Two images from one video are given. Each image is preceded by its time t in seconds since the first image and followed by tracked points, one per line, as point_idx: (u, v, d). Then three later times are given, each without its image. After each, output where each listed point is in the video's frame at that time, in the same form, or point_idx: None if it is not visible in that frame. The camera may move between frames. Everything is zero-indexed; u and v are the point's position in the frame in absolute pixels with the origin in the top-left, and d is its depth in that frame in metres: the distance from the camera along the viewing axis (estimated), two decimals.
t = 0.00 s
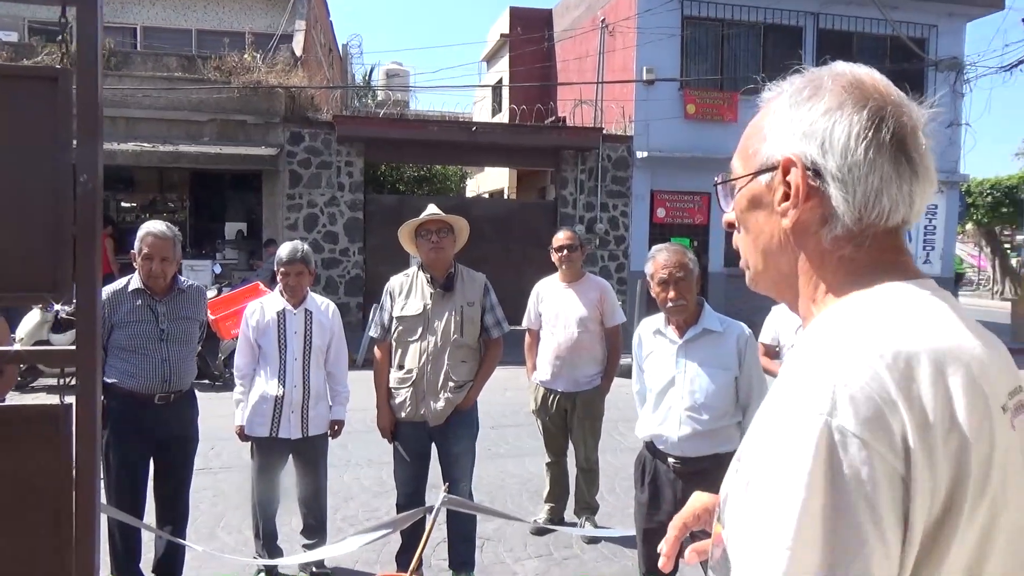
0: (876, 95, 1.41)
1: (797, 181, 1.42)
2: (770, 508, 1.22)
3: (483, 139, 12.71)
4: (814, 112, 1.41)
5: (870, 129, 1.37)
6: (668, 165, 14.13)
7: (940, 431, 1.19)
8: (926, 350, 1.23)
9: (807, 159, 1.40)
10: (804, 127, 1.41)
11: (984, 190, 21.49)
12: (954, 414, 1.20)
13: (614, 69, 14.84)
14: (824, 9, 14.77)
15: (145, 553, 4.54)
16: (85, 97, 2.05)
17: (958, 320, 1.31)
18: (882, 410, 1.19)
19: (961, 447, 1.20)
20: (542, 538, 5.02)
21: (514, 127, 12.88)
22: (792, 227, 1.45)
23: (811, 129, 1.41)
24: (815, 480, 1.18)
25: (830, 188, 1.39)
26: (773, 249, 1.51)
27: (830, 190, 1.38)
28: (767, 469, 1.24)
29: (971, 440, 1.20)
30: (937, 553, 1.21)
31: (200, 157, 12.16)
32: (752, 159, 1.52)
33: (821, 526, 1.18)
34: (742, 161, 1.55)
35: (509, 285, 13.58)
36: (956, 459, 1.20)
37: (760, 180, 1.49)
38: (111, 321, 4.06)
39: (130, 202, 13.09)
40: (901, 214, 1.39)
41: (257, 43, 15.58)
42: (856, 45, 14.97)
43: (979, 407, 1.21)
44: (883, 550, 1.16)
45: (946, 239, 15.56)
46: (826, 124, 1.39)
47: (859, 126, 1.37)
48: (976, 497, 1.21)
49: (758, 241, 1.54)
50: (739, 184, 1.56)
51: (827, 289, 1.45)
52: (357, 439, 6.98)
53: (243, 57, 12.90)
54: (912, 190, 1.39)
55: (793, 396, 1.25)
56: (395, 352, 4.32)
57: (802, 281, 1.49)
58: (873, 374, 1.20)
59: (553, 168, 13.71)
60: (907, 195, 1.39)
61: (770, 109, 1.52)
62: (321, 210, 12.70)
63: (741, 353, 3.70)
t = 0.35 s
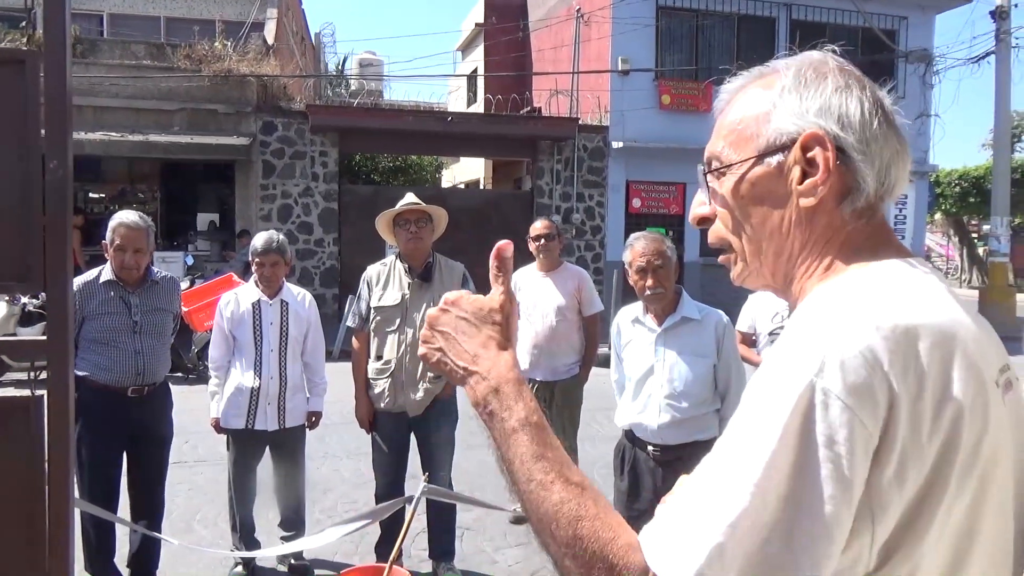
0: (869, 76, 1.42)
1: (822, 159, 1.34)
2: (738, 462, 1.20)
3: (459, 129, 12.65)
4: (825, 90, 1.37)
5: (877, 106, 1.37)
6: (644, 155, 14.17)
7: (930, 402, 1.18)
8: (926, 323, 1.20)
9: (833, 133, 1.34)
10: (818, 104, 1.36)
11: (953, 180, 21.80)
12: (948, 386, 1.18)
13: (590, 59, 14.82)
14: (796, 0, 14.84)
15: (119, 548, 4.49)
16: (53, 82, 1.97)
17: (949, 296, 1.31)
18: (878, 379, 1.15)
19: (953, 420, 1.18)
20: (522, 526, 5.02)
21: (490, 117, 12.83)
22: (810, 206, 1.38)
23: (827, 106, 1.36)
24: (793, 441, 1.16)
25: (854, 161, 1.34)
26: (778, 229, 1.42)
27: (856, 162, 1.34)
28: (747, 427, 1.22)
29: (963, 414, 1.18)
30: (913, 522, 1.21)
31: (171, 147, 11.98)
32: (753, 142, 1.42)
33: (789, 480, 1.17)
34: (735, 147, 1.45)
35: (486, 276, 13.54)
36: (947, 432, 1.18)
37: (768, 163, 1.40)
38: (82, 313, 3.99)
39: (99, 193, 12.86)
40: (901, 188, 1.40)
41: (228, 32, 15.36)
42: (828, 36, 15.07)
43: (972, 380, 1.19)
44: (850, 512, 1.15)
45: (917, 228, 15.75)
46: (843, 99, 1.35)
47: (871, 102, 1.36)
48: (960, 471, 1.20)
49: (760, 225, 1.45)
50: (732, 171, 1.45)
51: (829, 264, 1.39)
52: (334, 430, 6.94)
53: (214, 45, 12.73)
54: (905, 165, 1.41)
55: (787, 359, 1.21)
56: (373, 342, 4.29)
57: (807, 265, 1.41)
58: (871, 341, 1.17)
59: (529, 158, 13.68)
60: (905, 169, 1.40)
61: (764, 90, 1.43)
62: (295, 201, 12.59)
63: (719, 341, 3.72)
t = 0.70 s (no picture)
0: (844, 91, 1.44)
1: (803, 171, 1.36)
2: (705, 461, 1.21)
3: (454, 126, 12.64)
4: (807, 105, 1.38)
5: (854, 122, 1.39)
6: (639, 154, 14.17)
7: (898, 411, 1.19)
8: (897, 333, 1.20)
9: (816, 146, 1.36)
10: (801, 119, 1.38)
11: (946, 179, 21.88)
12: (917, 393, 1.19)
13: (585, 58, 14.81)
14: None
15: (112, 547, 4.48)
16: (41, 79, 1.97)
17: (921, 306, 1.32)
18: (848, 388, 1.16)
19: (923, 428, 1.19)
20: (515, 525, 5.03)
21: (485, 115, 12.83)
22: (790, 217, 1.40)
23: (810, 120, 1.37)
24: (762, 445, 1.18)
25: (834, 175, 1.36)
26: (759, 238, 1.43)
27: (835, 177, 1.36)
28: (717, 429, 1.23)
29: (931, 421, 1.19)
30: (880, 528, 1.22)
31: (165, 144, 11.94)
32: (736, 150, 1.42)
33: (758, 484, 1.18)
34: (719, 154, 1.45)
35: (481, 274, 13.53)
36: (915, 440, 1.19)
37: (751, 172, 1.40)
38: (74, 313, 3.98)
39: (93, 189, 12.77)
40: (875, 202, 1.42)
41: (222, 28, 15.31)
42: (823, 35, 15.09)
43: (942, 388, 1.20)
44: (814, 514, 1.16)
45: (911, 227, 15.81)
46: (824, 115, 1.37)
47: (848, 119, 1.38)
48: (929, 476, 1.21)
49: (741, 233, 1.46)
50: (716, 177, 1.46)
51: (804, 272, 1.41)
52: (327, 429, 6.94)
53: (208, 41, 12.68)
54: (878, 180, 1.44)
55: (759, 366, 1.23)
56: (366, 341, 4.30)
57: (783, 273, 1.43)
58: (843, 350, 1.18)
59: (523, 156, 13.68)
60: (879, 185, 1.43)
61: (749, 102, 1.44)
62: (290, 198, 12.57)
63: (711, 342, 3.75)
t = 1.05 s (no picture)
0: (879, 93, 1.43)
1: (835, 170, 1.36)
2: (727, 460, 1.22)
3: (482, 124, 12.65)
4: (844, 105, 1.37)
5: (889, 125, 1.38)
6: (668, 151, 14.08)
7: (921, 414, 1.18)
8: (922, 335, 1.20)
9: (851, 146, 1.35)
10: (836, 118, 1.37)
11: (984, 178, 21.53)
12: (940, 396, 1.19)
13: (614, 54, 14.76)
14: None
15: (146, 536, 4.58)
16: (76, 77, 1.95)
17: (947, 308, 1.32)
18: (871, 390, 1.16)
19: (948, 431, 1.19)
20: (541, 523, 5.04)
21: (513, 112, 12.83)
22: (820, 216, 1.39)
23: (845, 120, 1.36)
24: (783, 446, 1.18)
25: (865, 176, 1.36)
26: (785, 237, 1.44)
27: (866, 178, 1.36)
28: (738, 428, 1.23)
29: (955, 424, 1.19)
30: (903, 531, 1.22)
31: (197, 141, 12.11)
32: (768, 146, 1.42)
33: (778, 486, 1.18)
34: (751, 148, 1.45)
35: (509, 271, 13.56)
36: (939, 443, 1.19)
37: (783, 168, 1.40)
38: (109, 308, 4.06)
39: (128, 185, 13.02)
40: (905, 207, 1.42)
41: (254, 26, 15.47)
42: (857, 30, 14.90)
43: (967, 392, 1.19)
44: (835, 514, 1.17)
45: (946, 225, 15.59)
46: (859, 116, 1.36)
47: (884, 122, 1.37)
48: (952, 479, 1.20)
49: (768, 229, 1.46)
50: (745, 171, 1.45)
51: (829, 273, 1.41)
52: (356, 423, 7.01)
53: (240, 39, 12.81)
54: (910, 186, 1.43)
55: (781, 367, 1.23)
56: (393, 338, 4.33)
57: (808, 270, 1.43)
58: (866, 351, 1.18)
59: (552, 153, 13.68)
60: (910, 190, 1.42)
61: (783, 99, 1.44)
62: (320, 194, 12.68)
63: (736, 341, 3.73)
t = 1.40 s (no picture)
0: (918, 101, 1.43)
1: (879, 177, 1.35)
2: (758, 470, 1.22)
3: (517, 124, 12.67)
4: (885, 111, 1.37)
5: (931, 132, 1.38)
6: (704, 152, 13.99)
7: (960, 425, 1.18)
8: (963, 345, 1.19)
9: (895, 153, 1.35)
10: (878, 125, 1.37)
11: None
12: (979, 409, 1.18)
13: (649, 55, 14.71)
14: None
15: (185, 531, 4.67)
16: (125, 83, 1.89)
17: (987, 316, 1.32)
18: (910, 402, 1.16)
19: (988, 443, 1.18)
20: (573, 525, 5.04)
21: (548, 113, 12.83)
22: (864, 222, 1.39)
23: (888, 128, 1.36)
24: (817, 457, 1.18)
25: (909, 183, 1.35)
26: (829, 245, 1.43)
27: (910, 185, 1.36)
28: (771, 438, 1.23)
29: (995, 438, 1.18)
30: (939, 542, 1.22)
31: (237, 143, 12.30)
32: (810, 154, 1.42)
33: (811, 496, 1.18)
34: (791, 156, 1.45)
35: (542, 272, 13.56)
36: (978, 455, 1.19)
37: (825, 176, 1.40)
38: (152, 308, 4.14)
39: (171, 186, 13.31)
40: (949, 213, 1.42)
41: (293, 29, 15.67)
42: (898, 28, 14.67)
43: (1007, 404, 1.19)
44: (870, 525, 1.17)
45: (990, 228, 15.29)
46: (901, 123, 1.36)
47: (926, 127, 1.37)
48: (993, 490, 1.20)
49: (809, 236, 1.45)
50: (786, 178, 1.45)
51: (870, 282, 1.41)
52: (390, 423, 7.07)
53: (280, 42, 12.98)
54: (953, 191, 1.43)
55: (815, 378, 1.23)
56: (427, 338, 4.37)
57: (849, 277, 1.43)
58: (906, 362, 1.18)
59: (586, 154, 13.66)
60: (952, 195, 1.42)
61: (824, 105, 1.43)
62: (356, 195, 12.80)
63: (764, 345, 3.71)
